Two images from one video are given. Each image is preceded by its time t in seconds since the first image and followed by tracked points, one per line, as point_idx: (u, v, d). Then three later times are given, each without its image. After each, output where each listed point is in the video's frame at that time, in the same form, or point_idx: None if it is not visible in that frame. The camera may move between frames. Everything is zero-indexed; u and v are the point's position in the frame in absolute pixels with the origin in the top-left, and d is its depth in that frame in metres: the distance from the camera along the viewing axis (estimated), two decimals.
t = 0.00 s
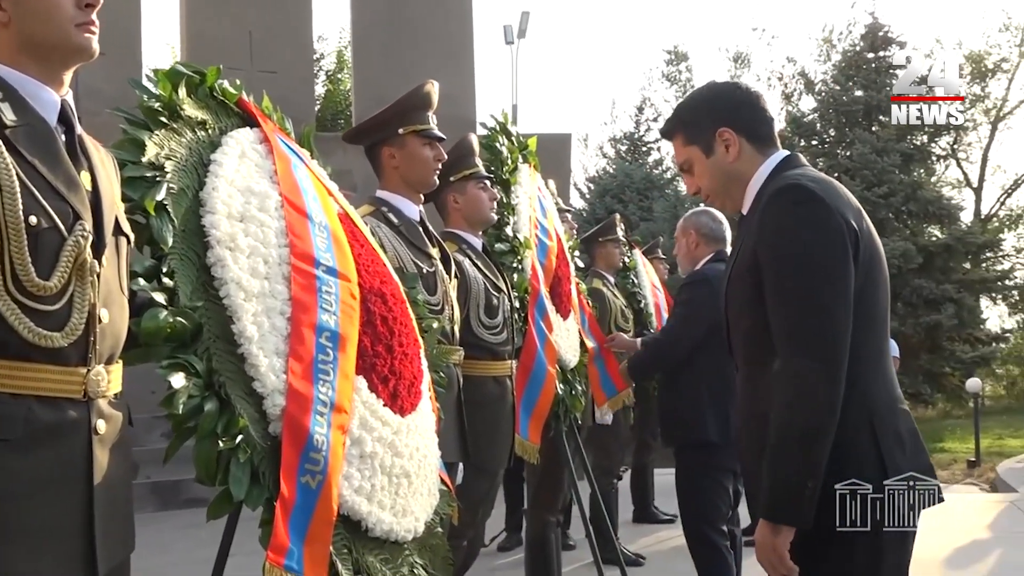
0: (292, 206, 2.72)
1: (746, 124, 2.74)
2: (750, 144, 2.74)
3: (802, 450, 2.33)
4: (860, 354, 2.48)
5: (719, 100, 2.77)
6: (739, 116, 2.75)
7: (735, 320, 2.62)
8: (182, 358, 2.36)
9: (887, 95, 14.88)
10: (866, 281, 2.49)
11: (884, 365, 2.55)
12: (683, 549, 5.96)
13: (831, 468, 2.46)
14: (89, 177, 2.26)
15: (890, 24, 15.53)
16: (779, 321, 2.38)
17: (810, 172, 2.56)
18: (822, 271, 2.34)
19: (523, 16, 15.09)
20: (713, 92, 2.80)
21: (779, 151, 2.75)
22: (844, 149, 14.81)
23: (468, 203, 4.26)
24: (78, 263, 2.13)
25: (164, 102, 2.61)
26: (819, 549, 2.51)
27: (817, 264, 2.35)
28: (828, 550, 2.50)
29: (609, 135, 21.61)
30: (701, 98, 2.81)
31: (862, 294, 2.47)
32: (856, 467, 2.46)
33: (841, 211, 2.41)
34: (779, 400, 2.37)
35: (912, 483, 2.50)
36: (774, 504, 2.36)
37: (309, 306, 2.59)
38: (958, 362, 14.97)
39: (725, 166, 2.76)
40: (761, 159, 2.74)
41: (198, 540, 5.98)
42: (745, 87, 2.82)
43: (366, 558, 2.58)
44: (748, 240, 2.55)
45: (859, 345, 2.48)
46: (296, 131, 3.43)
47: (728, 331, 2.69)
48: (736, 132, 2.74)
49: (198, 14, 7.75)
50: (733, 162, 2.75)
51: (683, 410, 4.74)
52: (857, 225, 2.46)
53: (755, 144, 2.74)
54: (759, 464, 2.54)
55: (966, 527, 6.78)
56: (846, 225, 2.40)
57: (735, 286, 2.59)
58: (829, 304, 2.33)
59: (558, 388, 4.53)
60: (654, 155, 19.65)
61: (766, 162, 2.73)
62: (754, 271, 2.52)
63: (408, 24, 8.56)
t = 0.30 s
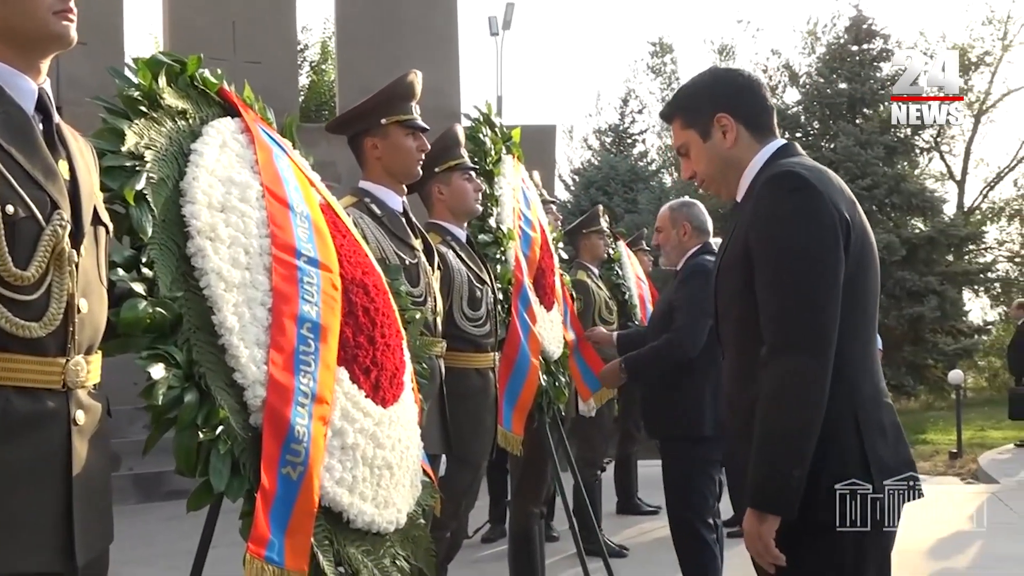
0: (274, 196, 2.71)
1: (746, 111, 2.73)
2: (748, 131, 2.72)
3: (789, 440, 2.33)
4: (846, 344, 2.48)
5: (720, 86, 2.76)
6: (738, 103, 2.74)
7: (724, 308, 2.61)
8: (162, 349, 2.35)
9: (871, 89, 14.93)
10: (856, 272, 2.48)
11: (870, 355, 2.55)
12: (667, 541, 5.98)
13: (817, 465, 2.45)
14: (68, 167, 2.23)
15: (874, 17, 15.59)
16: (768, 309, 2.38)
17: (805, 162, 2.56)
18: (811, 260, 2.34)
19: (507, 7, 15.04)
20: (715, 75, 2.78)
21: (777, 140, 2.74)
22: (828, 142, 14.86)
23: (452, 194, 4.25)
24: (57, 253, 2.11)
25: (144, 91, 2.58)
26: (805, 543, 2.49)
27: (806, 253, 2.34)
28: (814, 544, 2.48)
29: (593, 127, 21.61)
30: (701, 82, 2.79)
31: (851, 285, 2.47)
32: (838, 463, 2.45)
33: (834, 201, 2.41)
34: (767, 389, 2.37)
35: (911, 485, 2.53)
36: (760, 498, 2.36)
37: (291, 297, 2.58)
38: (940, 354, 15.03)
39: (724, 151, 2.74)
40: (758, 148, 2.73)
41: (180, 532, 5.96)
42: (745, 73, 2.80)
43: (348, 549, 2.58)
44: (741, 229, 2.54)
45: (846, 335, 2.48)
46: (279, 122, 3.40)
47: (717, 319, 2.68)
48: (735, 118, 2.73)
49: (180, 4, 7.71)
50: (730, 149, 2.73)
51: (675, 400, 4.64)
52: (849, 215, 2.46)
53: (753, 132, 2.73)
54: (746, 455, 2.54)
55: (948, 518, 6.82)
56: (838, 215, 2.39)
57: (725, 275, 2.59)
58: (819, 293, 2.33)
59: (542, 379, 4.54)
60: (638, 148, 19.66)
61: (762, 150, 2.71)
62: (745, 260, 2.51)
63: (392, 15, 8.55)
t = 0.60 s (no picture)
0: (253, 186, 2.69)
1: (753, 91, 2.58)
2: (751, 114, 2.59)
3: (769, 436, 2.26)
4: (832, 342, 2.39)
5: (731, 59, 2.59)
6: (748, 80, 2.58)
7: (710, 297, 2.53)
8: (139, 341, 2.33)
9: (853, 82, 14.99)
10: (847, 270, 2.41)
11: (856, 355, 2.47)
12: (648, 533, 5.99)
13: (792, 475, 2.38)
14: (44, 157, 2.21)
15: (856, 11, 15.66)
16: (756, 302, 2.30)
17: (806, 152, 2.47)
18: (803, 255, 2.26)
19: None
20: (730, 46, 2.61)
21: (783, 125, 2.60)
22: (809, 135, 14.91)
23: (434, 185, 4.23)
24: (33, 244, 2.09)
25: (122, 81, 2.55)
26: (781, 546, 2.41)
27: (797, 247, 2.27)
28: (790, 548, 2.41)
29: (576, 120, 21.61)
30: (714, 51, 2.62)
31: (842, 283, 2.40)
32: (811, 473, 2.37)
33: (830, 196, 2.34)
34: (749, 382, 2.29)
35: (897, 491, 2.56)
36: (734, 498, 2.30)
37: (270, 288, 2.57)
38: (920, 346, 15.21)
39: (726, 130, 2.60)
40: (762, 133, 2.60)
41: (161, 525, 5.94)
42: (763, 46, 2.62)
43: (328, 542, 2.57)
44: (732, 217, 2.45)
45: (835, 333, 2.40)
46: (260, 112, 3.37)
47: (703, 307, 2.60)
48: (740, 98, 2.58)
49: None
50: (731, 130, 2.60)
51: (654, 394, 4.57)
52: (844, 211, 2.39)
53: (758, 115, 2.59)
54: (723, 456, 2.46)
55: (928, 510, 6.86)
56: (833, 211, 2.32)
57: (713, 263, 2.50)
58: (809, 288, 2.25)
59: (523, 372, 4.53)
60: (621, 140, 19.67)
61: (765, 136, 2.58)
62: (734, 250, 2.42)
63: (375, 6, 8.52)
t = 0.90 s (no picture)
0: (234, 182, 2.67)
1: (735, 87, 2.50)
2: (733, 110, 2.52)
3: (754, 439, 2.20)
4: (817, 344, 2.34)
5: (714, 51, 2.51)
6: (732, 74, 2.50)
7: (696, 296, 2.47)
8: (120, 338, 2.32)
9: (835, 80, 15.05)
10: (837, 272, 2.35)
11: (843, 356, 2.42)
12: (631, 530, 6.01)
13: (779, 479, 2.32)
14: (24, 153, 2.19)
15: (839, 9, 15.73)
16: (743, 303, 2.24)
17: (797, 150, 2.41)
18: (792, 255, 2.20)
19: None
20: (718, 36, 2.52)
21: (770, 119, 2.52)
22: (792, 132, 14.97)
23: (417, 182, 4.22)
24: (12, 241, 2.07)
25: (102, 76, 2.54)
26: (768, 553, 2.37)
27: (785, 247, 2.21)
28: (777, 555, 2.36)
29: (560, 116, 21.61)
30: (701, 43, 2.55)
31: (832, 286, 2.34)
32: (796, 474, 2.31)
33: (820, 197, 2.28)
34: (734, 383, 2.24)
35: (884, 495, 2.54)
36: (725, 507, 2.24)
37: (251, 285, 2.55)
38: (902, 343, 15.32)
39: (708, 124, 2.56)
40: (746, 130, 2.52)
41: (142, 522, 5.92)
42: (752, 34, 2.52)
43: (310, 540, 2.56)
44: (720, 216, 2.39)
45: (822, 335, 2.34)
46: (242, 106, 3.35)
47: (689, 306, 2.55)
48: (721, 94, 2.52)
49: None
50: (712, 126, 2.55)
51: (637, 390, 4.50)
52: (834, 211, 2.33)
53: (740, 111, 2.51)
54: (712, 455, 2.43)
55: (909, 506, 6.91)
56: (822, 212, 2.27)
57: (700, 262, 2.44)
58: (797, 290, 2.19)
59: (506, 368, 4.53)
60: (605, 137, 19.68)
61: (749, 132, 2.51)
62: (721, 249, 2.36)
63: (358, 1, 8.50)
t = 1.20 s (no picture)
0: (222, 180, 2.67)
1: (729, 85, 2.49)
2: (726, 107, 2.51)
3: (742, 436, 2.21)
4: (803, 345, 2.35)
5: (710, 47, 2.49)
6: (727, 70, 2.48)
7: (685, 294, 2.47)
8: (107, 337, 2.31)
9: (823, 79, 15.09)
10: (827, 273, 2.36)
11: (830, 358, 2.43)
12: (620, 528, 6.02)
13: (769, 480, 2.32)
14: (9, 151, 2.18)
15: (827, 8, 15.76)
16: (733, 302, 2.24)
17: (789, 149, 2.41)
18: (784, 255, 2.20)
19: None
20: (715, 30, 2.51)
21: (764, 118, 2.51)
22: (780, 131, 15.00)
23: (405, 180, 4.22)
24: None
25: (89, 74, 2.53)
26: (757, 554, 2.37)
27: (777, 247, 2.21)
28: (764, 556, 2.36)
29: (549, 114, 21.60)
30: (698, 37, 2.53)
31: (822, 286, 2.34)
32: (783, 474, 2.32)
33: (811, 197, 2.28)
34: (722, 379, 2.24)
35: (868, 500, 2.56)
36: (714, 508, 2.24)
37: (239, 284, 2.55)
38: (889, 342, 15.39)
39: (701, 120, 2.56)
40: (738, 128, 2.52)
41: (128, 520, 5.91)
42: (749, 29, 2.49)
43: (297, 540, 2.57)
44: (711, 214, 2.39)
45: (809, 336, 2.35)
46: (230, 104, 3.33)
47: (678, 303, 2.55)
48: (714, 91, 2.51)
49: None
50: (705, 122, 2.55)
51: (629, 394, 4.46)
52: (825, 212, 2.33)
53: (733, 108, 2.51)
54: (700, 453, 2.44)
55: (896, 505, 6.94)
56: (813, 213, 2.27)
57: (690, 259, 2.45)
58: (788, 288, 2.20)
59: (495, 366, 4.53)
60: (594, 135, 19.69)
61: (742, 130, 2.51)
62: (711, 248, 2.37)
63: None
